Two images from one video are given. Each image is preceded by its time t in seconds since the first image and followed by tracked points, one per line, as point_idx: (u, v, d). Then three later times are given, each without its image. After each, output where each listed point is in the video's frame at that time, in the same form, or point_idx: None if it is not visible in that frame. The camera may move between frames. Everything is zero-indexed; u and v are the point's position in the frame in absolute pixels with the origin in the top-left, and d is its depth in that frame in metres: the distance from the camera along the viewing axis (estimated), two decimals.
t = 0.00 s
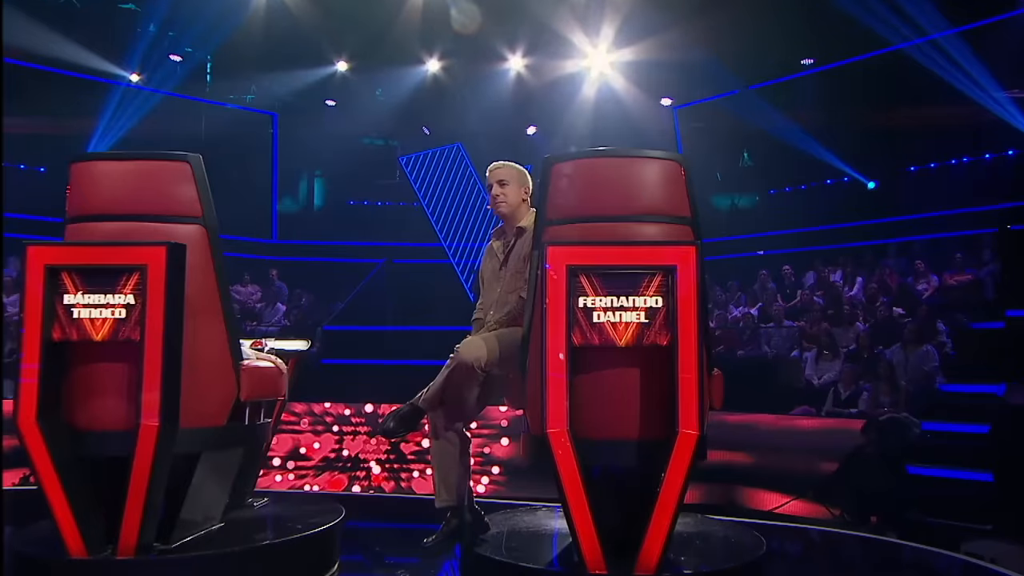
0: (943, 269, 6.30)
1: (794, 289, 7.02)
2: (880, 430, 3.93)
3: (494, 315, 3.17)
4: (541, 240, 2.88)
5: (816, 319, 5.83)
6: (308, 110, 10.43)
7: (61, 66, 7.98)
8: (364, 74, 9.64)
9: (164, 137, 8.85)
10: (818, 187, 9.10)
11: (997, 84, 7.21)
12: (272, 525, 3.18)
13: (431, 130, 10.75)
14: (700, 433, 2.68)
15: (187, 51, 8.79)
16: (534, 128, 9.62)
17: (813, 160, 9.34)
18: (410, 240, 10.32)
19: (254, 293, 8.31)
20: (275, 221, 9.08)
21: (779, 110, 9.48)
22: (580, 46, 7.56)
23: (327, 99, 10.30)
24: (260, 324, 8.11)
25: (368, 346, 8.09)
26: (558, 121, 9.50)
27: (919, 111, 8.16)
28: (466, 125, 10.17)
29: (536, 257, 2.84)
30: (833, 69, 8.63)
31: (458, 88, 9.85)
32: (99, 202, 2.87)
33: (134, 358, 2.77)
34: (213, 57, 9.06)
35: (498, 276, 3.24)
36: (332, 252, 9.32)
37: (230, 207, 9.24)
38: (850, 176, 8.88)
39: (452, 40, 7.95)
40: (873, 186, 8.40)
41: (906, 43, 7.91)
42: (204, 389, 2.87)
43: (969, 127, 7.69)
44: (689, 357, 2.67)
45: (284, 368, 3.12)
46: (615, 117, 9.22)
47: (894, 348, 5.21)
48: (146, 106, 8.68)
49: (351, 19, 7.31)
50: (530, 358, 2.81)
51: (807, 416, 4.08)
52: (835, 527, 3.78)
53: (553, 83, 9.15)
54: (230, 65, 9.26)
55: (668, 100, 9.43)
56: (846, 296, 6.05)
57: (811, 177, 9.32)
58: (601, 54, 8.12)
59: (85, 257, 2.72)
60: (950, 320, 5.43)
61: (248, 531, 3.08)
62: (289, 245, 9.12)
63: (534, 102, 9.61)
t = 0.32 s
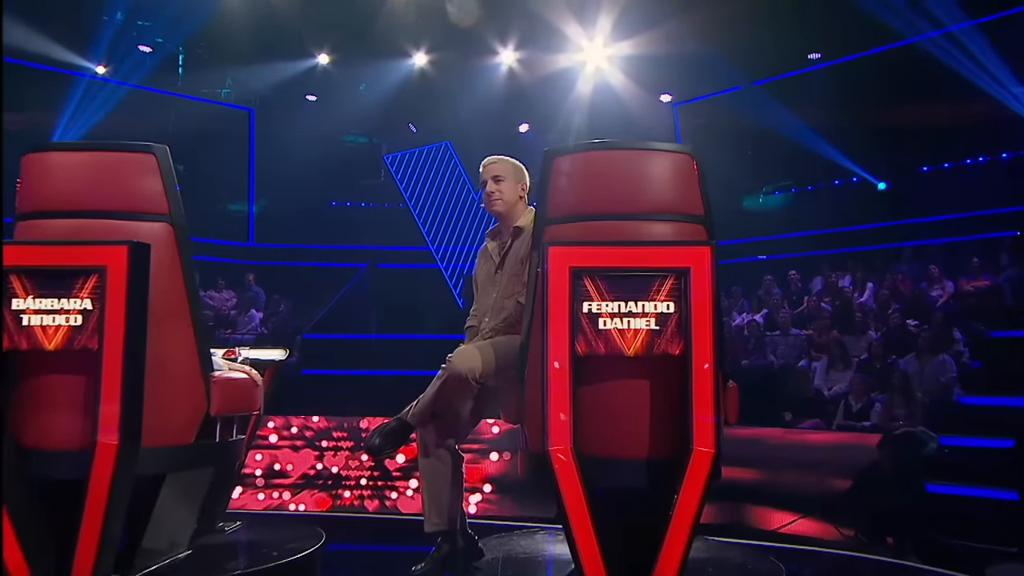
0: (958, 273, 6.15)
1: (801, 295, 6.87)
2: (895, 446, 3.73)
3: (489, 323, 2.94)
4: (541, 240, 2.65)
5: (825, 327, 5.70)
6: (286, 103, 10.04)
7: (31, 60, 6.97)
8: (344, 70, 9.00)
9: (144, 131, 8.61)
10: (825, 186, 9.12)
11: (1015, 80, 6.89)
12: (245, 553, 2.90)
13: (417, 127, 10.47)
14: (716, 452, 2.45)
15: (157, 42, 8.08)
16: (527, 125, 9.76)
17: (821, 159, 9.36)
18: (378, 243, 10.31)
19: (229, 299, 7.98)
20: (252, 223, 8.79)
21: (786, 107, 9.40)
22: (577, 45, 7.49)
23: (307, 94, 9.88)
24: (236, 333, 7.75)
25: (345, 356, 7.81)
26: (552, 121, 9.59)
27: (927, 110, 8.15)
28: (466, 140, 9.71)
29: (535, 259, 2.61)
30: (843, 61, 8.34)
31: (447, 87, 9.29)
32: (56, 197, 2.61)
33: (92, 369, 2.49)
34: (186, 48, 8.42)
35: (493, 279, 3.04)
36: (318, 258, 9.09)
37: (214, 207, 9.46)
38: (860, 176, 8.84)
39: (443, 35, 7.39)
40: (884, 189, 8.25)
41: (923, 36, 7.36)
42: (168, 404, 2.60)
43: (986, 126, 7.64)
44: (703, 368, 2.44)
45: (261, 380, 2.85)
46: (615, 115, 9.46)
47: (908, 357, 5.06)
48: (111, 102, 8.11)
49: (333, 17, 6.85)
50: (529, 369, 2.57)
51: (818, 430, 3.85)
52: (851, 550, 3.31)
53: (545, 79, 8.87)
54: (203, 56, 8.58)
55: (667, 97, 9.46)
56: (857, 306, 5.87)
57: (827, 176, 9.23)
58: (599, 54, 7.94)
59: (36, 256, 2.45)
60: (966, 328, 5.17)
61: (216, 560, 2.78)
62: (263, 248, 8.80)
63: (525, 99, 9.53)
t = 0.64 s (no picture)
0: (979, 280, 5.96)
1: (813, 303, 6.70)
2: (922, 461, 3.52)
3: (488, 332, 2.73)
4: (544, 241, 2.43)
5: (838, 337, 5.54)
6: (270, 99, 9.92)
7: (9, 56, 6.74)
8: (332, 61, 9.16)
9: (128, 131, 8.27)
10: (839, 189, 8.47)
11: None
12: None
13: (407, 126, 9.85)
14: (738, 473, 2.23)
15: (130, 33, 8.05)
16: (522, 124, 9.30)
17: (831, 157, 8.78)
18: (368, 246, 9.69)
19: (207, 306, 7.78)
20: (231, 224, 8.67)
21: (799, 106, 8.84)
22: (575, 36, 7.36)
23: (291, 90, 9.82)
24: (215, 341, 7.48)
25: (330, 366, 7.62)
26: (549, 119, 9.24)
27: (940, 107, 7.84)
28: (464, 138, 9.30)
29: (538, 262, 2.40)
30: (853, 58, 8.15)
31: (435, 85, 9.26)
32: (16, 194, 2.38)
33: (49, 382, 2.26)
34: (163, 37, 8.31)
35: (493, 285, 2.83)
36: (301, 264, 9.00)
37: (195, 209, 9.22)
38: (876, 176, 8.26)
39: (437, 26, 7.39)
40: (897, 190, 7.97)
41: (941, 29, 7.24)
42: (136, 420, 2.36)
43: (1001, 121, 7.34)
44: (724, 382, 2.24)
45: (238, 396, 2.55)
46: (615, 112, 9.23)
47: (930, 369, 4.92)
48: (80, 96, 8.06)
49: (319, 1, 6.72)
50: (531, 382, 2.35)
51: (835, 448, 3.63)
52: None
53: (542, 75, 8.73)
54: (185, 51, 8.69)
55: (671, 93, 9.26)
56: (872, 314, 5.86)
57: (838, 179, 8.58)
58: (599, 46, 7.89)
59: None
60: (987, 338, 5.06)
61: None
62: (250, 253, 8.95)
63: (523, 94, 9.13)
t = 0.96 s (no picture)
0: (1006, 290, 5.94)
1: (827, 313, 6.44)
2: (950, 480, 3.39)
3: (489, 344, 2.55)
4: (550, 246, 2.24)
5: (856, 350, 5.38)
6: (255, 98, 9.90)
7: None
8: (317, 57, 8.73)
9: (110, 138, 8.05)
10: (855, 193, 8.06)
11: None
12: None
13: (400, 125, 9.69)
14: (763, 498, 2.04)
15: (106, 28, 7.82)
16: (521, 125, 8.66)
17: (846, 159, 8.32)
18: (369, 254, 9.73)
19: (187, 317, 7.60)
20: (214, 232, 8.45)
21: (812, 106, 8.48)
22: (575, 32, 6.93)
23: (277, 88, 9.70)
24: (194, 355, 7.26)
25: (321, 379, 7.47)
26: (549, 118, 8.61)
27: (976, 104, 7.36)
28: (464, 134, 9.06)
29: (543, 267, 2.21)
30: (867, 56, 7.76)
31: (428, 84, 8.85)
32: None
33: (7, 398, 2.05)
34: (153, 28, 8.06)
35: (494, 294, 2.64)
36: (290, 271, 8.90)
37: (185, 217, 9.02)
38: (889, 180, 7.88)
39: (431, 20, 6.98)
40: (918, 196, 7.68)
41: (963, 24, 6.83)
42: (106, 439, 2.16)
43: None
44: (748, 399, 2.05)
45: (217, 413, 2.34)
46: (619, 114, 8.48)
47: (954, 385, 4.81)
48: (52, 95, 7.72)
49: None
50: (537, 400, 2.16)
51: (853, 468, 3.41)
52: None
53: (542, 74, 8.11)
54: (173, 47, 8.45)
55: (678, 93, 8.67)
56: (893, 323, 5.63)
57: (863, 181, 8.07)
58: (601, 44, 7.48)
59: None
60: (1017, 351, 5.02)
61: None
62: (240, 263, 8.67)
63: (520, 93, 8.54)
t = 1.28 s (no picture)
0: None
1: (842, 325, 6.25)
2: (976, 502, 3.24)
3: (490, 358, 2.40)
4: (557, 252, 2.08)
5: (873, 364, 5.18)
6: (242, 100, 9.64)
7: None
8: (309, 57, 8.81)
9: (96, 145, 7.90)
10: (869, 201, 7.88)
11: None
12: None
13: (393, 129, 9.49)
14: (791, 524, 1.87)
15: (87, 27, 7.54)
16: (520, 129, 8.31)
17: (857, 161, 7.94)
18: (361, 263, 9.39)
19: (169, 329, 7.47)
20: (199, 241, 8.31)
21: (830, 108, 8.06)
22: (577, 31, 6.90)
23: (266, 90, 9.57)
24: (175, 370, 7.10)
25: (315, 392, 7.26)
26: (549, 119, 8.20)
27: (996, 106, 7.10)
28: (463, 131, 8.79)
29: (548, 274, 2.06)
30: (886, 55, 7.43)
31: (424, 83, 8.68)
32: None
33: None
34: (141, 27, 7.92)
35: (496, 305, 2.49)
36: (266, 279, 8.73)
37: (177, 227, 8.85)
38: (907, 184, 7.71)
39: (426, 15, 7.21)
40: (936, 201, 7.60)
41: (989, 22, 6.62)
42: (74, 451, 1.99)
43: None
44: (772, 415, 1.89)
45: (198, 432, 2.16)
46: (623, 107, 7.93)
47: (977, 401, 4.73)
48: (30, 95, 7.55)
49: None
50: (542, 418, 1.99)
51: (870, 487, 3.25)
52: None
53: (542, 74, 7.79)
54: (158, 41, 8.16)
55: (684, 95, 8.20)
56: (912, 335, 5.54)
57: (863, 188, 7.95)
58: (602, 44, 7.29)
59: None
60: None
61: None
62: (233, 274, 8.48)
63: (519, 94, 8.13)
